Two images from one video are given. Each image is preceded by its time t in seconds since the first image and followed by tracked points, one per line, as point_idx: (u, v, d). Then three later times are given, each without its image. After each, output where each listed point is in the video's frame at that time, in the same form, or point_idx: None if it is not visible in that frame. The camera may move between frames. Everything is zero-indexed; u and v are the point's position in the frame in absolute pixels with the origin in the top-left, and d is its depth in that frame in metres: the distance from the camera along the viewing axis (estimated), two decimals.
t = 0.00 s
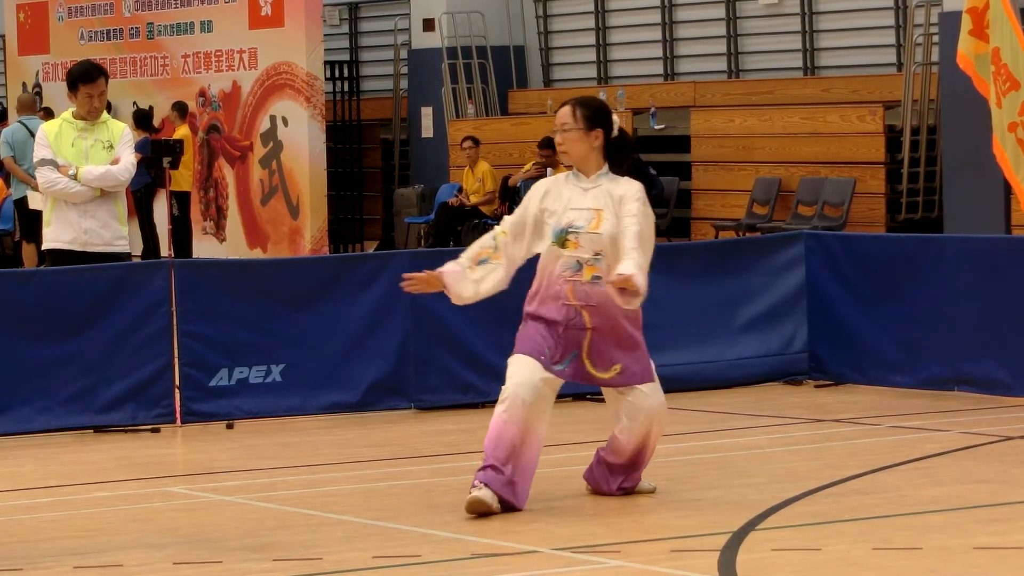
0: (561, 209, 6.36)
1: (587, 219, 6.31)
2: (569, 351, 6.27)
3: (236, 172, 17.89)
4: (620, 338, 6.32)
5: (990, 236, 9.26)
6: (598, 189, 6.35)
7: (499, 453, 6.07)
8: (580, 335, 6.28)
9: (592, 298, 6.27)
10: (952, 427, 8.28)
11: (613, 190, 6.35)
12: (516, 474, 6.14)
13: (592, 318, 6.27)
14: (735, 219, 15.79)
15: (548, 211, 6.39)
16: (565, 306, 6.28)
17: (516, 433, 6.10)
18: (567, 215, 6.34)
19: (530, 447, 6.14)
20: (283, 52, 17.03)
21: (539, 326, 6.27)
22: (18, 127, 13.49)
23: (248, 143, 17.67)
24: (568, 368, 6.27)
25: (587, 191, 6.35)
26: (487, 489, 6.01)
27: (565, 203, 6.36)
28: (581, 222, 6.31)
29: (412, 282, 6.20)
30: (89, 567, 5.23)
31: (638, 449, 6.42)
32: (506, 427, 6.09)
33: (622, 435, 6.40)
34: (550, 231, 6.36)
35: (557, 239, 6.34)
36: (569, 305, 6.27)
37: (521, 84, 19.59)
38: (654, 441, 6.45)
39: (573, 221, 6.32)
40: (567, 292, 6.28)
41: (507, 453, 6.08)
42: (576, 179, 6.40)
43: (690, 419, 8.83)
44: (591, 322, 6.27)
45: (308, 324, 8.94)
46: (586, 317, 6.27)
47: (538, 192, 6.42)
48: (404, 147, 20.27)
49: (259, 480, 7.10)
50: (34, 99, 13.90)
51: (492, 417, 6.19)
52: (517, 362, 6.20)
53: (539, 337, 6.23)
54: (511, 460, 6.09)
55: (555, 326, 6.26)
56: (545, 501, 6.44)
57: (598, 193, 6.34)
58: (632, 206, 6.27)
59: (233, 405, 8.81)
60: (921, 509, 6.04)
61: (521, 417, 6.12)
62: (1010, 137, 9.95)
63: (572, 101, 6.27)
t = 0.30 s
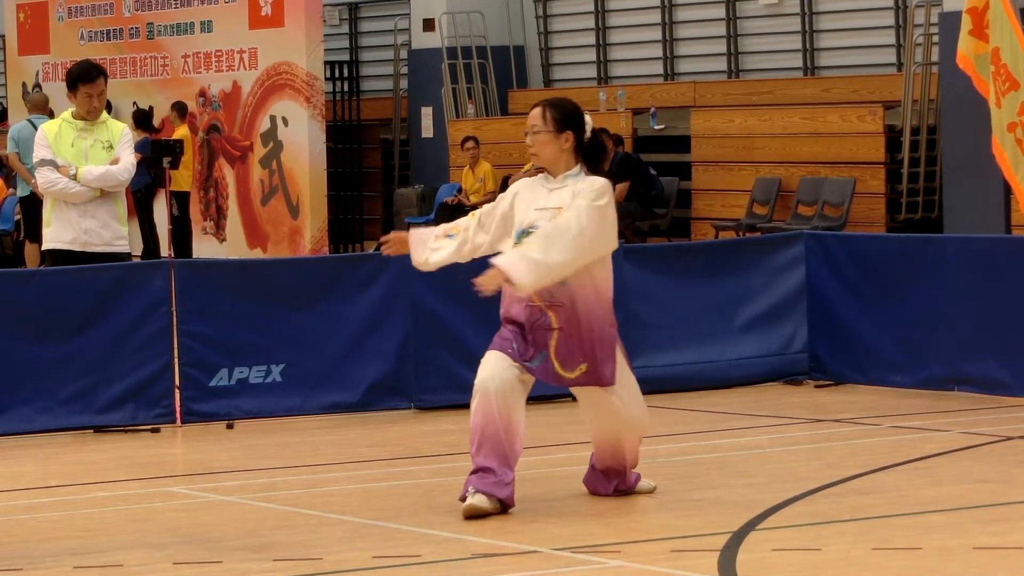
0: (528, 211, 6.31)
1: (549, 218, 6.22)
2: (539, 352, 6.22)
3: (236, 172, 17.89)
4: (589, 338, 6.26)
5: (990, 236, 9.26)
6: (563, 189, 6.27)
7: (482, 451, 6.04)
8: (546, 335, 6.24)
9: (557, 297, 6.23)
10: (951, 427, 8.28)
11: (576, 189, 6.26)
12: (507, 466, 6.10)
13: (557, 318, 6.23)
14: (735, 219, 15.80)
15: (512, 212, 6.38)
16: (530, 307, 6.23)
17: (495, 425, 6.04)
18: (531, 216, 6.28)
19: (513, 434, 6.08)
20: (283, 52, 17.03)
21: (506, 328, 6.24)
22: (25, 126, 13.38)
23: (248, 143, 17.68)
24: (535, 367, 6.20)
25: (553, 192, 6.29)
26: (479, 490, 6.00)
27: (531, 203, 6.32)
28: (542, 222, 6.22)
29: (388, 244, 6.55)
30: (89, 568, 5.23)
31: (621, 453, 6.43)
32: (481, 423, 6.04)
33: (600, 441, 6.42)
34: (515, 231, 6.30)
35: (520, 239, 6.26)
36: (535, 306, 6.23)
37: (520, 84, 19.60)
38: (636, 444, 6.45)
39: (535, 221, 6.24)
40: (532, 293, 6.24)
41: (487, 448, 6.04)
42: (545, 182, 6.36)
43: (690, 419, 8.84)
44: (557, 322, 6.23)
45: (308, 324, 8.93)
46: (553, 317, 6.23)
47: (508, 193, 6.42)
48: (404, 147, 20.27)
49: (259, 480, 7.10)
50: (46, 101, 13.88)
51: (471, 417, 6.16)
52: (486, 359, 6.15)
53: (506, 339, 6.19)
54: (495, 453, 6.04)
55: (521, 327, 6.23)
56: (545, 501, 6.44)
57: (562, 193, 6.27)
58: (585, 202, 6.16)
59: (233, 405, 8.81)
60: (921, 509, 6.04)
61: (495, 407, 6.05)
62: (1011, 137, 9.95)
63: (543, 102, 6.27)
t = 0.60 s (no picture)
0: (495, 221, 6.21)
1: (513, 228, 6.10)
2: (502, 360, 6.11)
3: (236, 172, 17.89)
4: (555, 348, 6.14)
5: (991, 236, 9.26)
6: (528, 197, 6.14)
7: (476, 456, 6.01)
8: (507, 346, 6.14)
9: (519, 308, 6.15)
10: (952, 427, 8.28)
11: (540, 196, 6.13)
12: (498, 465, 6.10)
13: (519, 328, 6.12)
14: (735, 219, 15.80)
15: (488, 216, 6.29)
16: (495, 320, 6.18)
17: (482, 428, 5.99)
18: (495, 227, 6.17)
19: (501, 434, 6.03)
20: (283, 52, 17.02)
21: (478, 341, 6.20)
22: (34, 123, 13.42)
23: (248, 143, 17.68)
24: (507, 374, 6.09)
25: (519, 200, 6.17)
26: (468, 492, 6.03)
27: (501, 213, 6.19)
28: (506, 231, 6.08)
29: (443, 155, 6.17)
30: (89, 568, 5.23)
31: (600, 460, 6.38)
32: (465, 426, 6.00)
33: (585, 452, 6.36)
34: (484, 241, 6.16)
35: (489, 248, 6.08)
36: (499, 317, 6.18)
37: (520, 84, 19.60)
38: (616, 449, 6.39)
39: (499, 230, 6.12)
40: (497, 305, 6.19)
41: (475, 452, 6.01)
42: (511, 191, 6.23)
43: (690, 419, 8.84)
44: (519, 332, 6.12)
45: (308, 324, 8.93)
46: (515, 327, 6.13)
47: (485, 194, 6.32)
48: (404, 147, 20.27)
49: (259, 480, 7.10)
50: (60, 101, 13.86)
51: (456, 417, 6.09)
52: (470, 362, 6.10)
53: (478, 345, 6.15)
54: (482, 457, 6.02)
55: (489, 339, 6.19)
56: (545, 501, 6.44)
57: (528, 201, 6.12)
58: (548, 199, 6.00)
59: (233, 405, 8.81)
60: (921, 509, 6.03)
61: (481, 409, 5.99)
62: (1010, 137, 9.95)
63: (535, 108, 6.19)
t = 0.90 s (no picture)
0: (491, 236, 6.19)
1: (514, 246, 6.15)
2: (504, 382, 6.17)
3: (236, 172, 17.89)
4: (553, 368, 6.17)
5: (990, 236, 9.26)
6: (528, 215, 6.21)
7: (471, 459, 6.00)
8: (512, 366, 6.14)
9: (520, 328, 6.14)
10: (952, 427, 8.28)
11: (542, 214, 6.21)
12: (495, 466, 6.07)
13: (522, 348, 6.13)
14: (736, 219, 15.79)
15: (469, 225, 6.27)
16: (496, 337, 6.14)
17: (482, 429, 5.98)
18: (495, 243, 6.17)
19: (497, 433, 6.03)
20: (283, 52, 17.02)
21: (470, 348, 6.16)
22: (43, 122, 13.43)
23: (248, 143, 17.67)
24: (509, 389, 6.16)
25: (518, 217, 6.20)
26: (472, 495, 6.01)
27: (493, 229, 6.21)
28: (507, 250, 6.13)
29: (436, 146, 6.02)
30: (89, 568, 5.23)
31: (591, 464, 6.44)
32: (464, 431, 5.99)
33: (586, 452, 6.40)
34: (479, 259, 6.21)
35: (486, 268, 6.15)
36: (499, 335, 6.15)
37: (521, 84, 19.60)
38: (609, 452, 6.43)
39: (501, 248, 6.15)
40: (496, 322, 6.16)
41: (474, 455, 6.00)
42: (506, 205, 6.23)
43: (690, 419, 8.83)
44: (522, 352, 6.13)
45: (307, 324, 8.93)
46: (516, 347, 6.13)
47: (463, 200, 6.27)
48: (404, 147, 20.26)
49: (259, 480, 7.10)
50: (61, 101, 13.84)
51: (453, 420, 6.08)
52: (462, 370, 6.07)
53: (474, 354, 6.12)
54: (482, 459, 6.01)
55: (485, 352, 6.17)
56: (545, 501, 6.44)
57: (527, 217, 6.20)
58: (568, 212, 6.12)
59: (233, 405, 8.81)
60: (920, 509, 6.03)
61: (479, 412, 5.98)
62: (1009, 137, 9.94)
63: (536, 122, 6.17)
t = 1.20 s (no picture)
0: (494, 250, 6.15)
1: (520, 261, 6.17)
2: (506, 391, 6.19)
3: (236, 172, 17.89)
4: (554, 379, 6.19)
5: (990, 235, 9.26)
6: (529, 229, 6.22)
7: (470, 462, 6.00)
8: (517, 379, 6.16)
9: (528, 342, 6.14)
10: (951, 427, 8.28)
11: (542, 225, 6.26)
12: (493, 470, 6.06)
13: (528, 362, 6.14)
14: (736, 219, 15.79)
15: (473, 235, 6.11)
16: (501, 351, 6.13)
17: (482, 435, 5.97)
18: (500, 256, 6.15)
19: (498, 443, 6.03)
20: (283, 52, 17.02)
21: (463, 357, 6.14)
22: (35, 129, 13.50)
23: (248, 143, 17.67)
24: (506, 403, 6.15)
25: (520, 231, 6.20)
26: (467, 502, 6.01)
27: (497, 241, 6.16)
28: (515, 265, 6.16)
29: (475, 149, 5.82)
30: (89, 568, 5.23)
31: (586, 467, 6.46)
32: (463, 436, 5.98)
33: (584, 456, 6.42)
34: (483, 272, 6.14)
35: (491, 283, 6.14)
36: (504, 349, 6.13)
37: (521, 84, 19.60)
38: (604, 454, 6.44)
39: (509, 262, 6.16)
40: (502, 335, 6.13)
41: (474, 461, 6.00)
42: (505, 218, 6.21)
43: (690, 419, 8.83)
44: (528, 366, 6.14)
45: (307, 324, 8.93)
46: (522, 361, 6.14)
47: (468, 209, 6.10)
48: (404, 147, 20.27)
49: (259, 480, 7.10)
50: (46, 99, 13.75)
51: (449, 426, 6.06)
52: (456, 379, 6.06)
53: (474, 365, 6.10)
54: (481, 465, 6.01)
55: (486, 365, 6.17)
56: (545, 501, 6.44)
57: (531, 231, 6.21)
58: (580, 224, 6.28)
59: (233, 405, 8.81)
60: (920, 509, 6.03)
61: (478, 419, 5.96)
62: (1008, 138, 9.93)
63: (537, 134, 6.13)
